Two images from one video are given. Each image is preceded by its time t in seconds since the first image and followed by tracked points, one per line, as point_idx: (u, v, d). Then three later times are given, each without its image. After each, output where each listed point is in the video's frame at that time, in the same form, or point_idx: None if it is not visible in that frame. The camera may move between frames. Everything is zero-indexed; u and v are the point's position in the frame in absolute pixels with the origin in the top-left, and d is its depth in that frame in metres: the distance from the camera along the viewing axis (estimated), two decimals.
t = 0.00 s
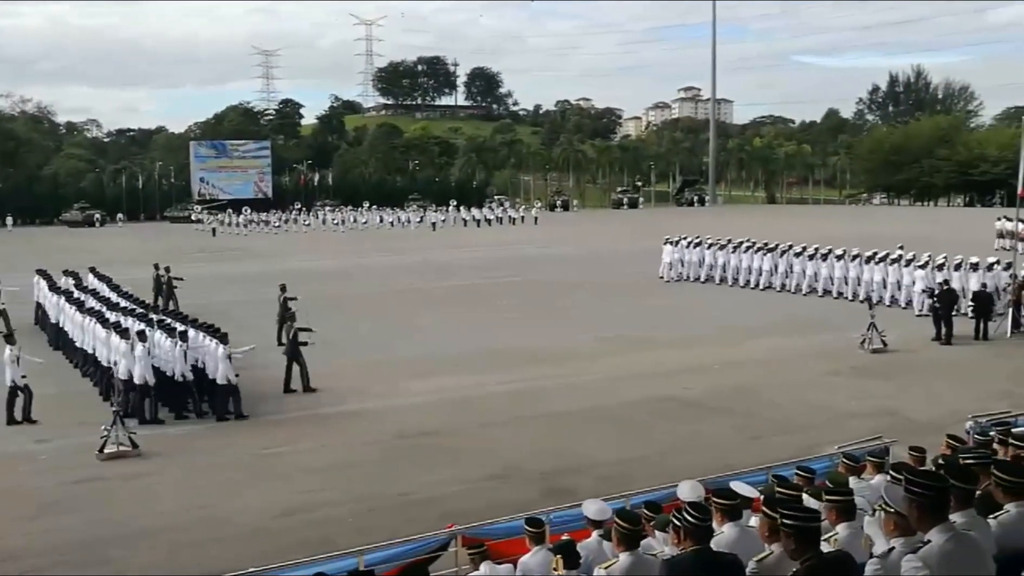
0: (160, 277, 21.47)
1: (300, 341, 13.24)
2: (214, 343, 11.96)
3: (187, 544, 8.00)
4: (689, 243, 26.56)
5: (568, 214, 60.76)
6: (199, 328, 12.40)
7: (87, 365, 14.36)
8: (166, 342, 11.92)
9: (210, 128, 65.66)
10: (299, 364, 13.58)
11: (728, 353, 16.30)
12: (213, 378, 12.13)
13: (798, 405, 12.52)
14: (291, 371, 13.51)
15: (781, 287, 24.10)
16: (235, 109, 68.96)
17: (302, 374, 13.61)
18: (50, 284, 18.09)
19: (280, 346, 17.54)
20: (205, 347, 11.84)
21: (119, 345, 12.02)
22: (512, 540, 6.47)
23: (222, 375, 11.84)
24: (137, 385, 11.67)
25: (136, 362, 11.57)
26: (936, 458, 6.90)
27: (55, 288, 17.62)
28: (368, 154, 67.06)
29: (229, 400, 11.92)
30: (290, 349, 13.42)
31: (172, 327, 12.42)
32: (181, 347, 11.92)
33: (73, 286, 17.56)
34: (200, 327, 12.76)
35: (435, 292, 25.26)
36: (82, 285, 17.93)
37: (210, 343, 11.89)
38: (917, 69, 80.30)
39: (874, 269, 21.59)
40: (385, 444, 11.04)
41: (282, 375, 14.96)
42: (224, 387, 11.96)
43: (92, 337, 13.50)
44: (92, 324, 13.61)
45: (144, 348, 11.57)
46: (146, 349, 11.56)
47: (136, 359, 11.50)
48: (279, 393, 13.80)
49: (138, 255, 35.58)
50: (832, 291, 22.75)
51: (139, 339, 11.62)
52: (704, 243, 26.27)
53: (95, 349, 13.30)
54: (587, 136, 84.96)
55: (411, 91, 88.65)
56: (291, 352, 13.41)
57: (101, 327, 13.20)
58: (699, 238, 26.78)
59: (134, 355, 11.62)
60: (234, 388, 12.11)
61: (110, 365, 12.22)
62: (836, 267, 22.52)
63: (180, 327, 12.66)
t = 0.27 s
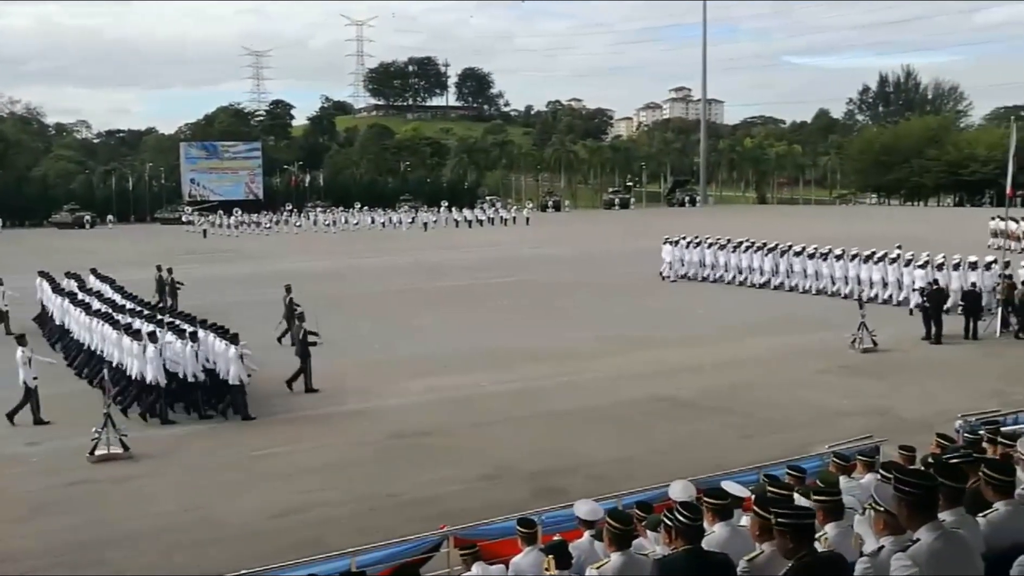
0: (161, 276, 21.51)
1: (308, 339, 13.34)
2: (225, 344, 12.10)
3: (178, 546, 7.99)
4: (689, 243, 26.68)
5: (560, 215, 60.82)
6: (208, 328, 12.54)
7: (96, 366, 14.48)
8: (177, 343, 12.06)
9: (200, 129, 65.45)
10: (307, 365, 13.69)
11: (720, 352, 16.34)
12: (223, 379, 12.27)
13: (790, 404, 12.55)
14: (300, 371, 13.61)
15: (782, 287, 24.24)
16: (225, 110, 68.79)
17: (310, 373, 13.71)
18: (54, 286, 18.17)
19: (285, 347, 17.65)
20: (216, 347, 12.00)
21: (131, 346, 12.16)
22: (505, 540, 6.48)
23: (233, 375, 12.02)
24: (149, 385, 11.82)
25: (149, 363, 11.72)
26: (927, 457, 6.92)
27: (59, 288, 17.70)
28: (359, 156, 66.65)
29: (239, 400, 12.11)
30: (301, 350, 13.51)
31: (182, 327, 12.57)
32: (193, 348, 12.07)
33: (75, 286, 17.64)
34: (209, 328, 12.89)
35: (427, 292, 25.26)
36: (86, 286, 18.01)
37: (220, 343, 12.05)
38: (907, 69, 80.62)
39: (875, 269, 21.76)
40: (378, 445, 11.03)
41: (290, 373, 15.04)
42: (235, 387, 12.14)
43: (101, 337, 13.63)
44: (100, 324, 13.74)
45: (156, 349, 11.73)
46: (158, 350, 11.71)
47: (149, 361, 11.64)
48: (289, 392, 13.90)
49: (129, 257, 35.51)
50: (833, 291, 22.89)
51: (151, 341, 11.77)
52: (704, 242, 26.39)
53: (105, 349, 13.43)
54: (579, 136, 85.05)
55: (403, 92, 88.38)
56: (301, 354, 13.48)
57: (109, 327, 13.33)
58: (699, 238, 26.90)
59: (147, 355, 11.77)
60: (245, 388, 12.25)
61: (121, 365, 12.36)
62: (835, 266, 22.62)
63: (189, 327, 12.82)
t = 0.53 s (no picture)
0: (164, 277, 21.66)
1: (319, 339, 13.43)
2: (235, 344, 12.23)
3: (173, 547, 7.99)
4: (691, 243, 26.77)
5: (555, 216, 60.82)
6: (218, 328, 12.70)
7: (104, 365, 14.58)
8: (187, 343, 12.18)
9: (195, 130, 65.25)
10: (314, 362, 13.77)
11: (715, 352, 16.36)
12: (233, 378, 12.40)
13: (784, 405, 12.56)
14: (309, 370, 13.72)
15: (784, 287, 24.29)
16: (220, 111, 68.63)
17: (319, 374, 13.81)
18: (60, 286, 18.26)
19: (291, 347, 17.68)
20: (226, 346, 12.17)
21: (143, 346, 12.28)
22: (501, 541, 6.48)
23: (244, 374, 12.14)
24: (160, 384, 11.97)
25: (161, 363, 11.84)
26: (921, 456, 6.94)
27: (64, 288, 17.78)
28: (354, 155, 65.66)
29: (250, 398, 12.28)
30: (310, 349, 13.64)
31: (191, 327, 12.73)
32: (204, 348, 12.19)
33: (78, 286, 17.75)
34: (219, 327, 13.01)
35: (423, 293, 25.26)
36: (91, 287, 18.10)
37: (230, 343, 12.19)
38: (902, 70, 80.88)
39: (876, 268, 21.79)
40: (373, 446, 11.02)
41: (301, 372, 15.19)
42: (245, 386, 12.26)
43: (111, 337, 13.75)
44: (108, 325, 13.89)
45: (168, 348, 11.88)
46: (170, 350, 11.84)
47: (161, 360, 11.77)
48: (301, 392, 14.00)
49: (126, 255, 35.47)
50: (835, 290, 22.95)
51: (163, 341, 11.90)
52: (706, 242, 26.47)
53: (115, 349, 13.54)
54: (574, 137, 85.09)
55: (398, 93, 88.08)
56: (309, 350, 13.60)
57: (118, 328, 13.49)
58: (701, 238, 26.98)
59: (157, 355, 11.93)
60: (255, 387, 12.37)
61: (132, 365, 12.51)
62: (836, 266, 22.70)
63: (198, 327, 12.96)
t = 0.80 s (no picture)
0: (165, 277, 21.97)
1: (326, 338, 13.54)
2: (244, 343, 12.33)
3: (163, 549, 7.97)
4: (689, 243, 26.95)
5: (544, 217, 60.92)
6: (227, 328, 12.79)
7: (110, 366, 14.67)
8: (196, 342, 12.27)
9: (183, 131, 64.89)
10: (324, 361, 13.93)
11: (704, 353, 16.41)
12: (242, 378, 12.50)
13: (773, 406, 12.60)
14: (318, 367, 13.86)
15: (780, 287, 24.47)
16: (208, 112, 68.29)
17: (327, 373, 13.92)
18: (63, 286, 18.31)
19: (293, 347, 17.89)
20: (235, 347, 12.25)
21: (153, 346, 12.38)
22: (491, 542, 6.49)
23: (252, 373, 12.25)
24: (170, 384, 12.07)
25: (171, 362, 11.95)
26: (908, 457, 6.98)
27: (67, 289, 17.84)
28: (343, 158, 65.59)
29: (258, 398, 12.36)
30: (317, 349, 13.79)
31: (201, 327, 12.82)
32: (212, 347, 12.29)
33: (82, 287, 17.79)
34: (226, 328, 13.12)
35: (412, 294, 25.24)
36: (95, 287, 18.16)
37: (238, 342, 12.29)
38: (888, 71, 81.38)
39: (871, 268, 21.95)
40: (364, 448, 11.01)
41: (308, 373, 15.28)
42: (254, 385, 12.36)
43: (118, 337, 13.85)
44: (116, 325, 13.97)
45: (178, 348, 11.98)
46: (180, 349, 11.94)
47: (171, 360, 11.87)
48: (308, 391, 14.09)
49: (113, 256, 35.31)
50: (830, 291, 23.12)
51: (172, 340, 12.00)
52: (704, 243, 26.65)
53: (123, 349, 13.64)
54: (564, 139, 85.23)
55: (387, 94, 87.79)
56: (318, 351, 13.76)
57: (127, 328, 13.58)
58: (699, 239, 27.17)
59: (167, 355, 12.03)
60: (263, 386, 12.47)
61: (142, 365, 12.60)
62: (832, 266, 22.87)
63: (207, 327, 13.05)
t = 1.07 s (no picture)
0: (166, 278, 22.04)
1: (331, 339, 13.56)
2: (249, 343, 12.38)
3: (152, 551, 7.94)
4: (688, 244, 27.08)
5: (535, 218, 61.00)
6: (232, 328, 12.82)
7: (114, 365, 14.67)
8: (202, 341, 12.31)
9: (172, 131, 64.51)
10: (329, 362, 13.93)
11: (694, 354, 16.42)
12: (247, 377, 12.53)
13: (764, 406, 12.62)
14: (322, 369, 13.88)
15: (778, 287, 24.60)
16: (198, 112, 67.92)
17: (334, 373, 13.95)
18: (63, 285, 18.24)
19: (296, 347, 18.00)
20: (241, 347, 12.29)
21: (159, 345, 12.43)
22: (481, 543, 6.50)
23: (258, 373, 12.29)
24: (176, 383, 12.10)
25: (176, 362, 11.99)
26: (898, 457, 7.00)
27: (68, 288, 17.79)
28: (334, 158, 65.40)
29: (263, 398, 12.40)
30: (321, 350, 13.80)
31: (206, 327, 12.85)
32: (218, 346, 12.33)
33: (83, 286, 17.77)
34: (232, 327, 13.15)
35: (401, 295, 25.19)
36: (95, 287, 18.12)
37: (245, 342, 12.33)
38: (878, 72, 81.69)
39: (869, 269, 22.05)
40: (353, 449, 10.99)
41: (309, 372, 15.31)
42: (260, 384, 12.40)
43: (123, 337, 13.86)
44: (120, 324, 13.99)
45: (184, 348, 12.02)
46: (186, 349, 11.99)
47: (176, 359, 11.93)
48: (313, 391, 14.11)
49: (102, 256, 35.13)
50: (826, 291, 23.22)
51: (178, 339, 12.05)
52: (702, 243, 26.77)
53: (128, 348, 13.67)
54: (554, 139, 85.30)
55: (378, 95, 87.56)
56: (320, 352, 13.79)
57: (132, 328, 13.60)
58: (698, 239, 27.30)
59: (173, 354, 12.06)
60: (269, 385, 12.50)
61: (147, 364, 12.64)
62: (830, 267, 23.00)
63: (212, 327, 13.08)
